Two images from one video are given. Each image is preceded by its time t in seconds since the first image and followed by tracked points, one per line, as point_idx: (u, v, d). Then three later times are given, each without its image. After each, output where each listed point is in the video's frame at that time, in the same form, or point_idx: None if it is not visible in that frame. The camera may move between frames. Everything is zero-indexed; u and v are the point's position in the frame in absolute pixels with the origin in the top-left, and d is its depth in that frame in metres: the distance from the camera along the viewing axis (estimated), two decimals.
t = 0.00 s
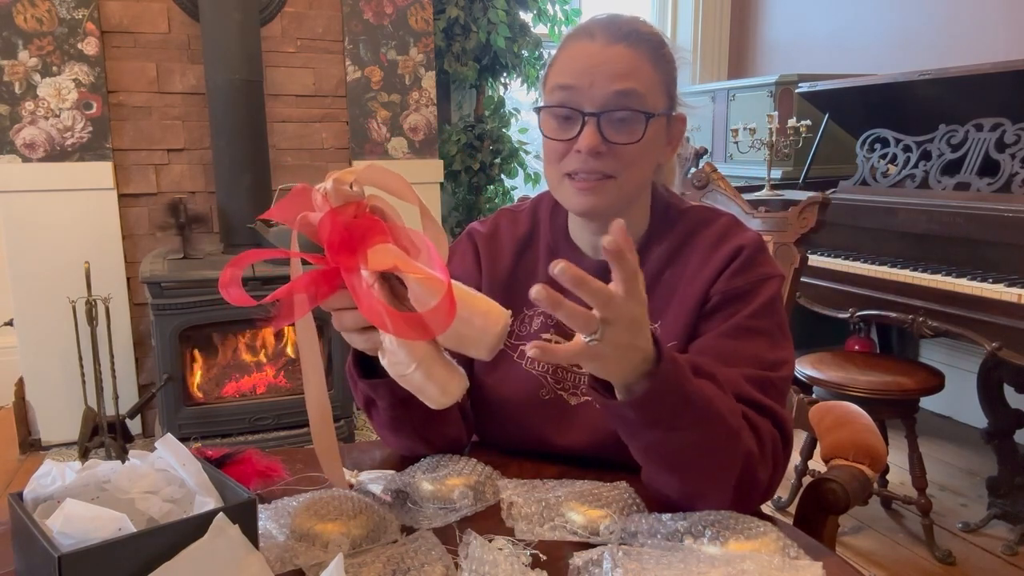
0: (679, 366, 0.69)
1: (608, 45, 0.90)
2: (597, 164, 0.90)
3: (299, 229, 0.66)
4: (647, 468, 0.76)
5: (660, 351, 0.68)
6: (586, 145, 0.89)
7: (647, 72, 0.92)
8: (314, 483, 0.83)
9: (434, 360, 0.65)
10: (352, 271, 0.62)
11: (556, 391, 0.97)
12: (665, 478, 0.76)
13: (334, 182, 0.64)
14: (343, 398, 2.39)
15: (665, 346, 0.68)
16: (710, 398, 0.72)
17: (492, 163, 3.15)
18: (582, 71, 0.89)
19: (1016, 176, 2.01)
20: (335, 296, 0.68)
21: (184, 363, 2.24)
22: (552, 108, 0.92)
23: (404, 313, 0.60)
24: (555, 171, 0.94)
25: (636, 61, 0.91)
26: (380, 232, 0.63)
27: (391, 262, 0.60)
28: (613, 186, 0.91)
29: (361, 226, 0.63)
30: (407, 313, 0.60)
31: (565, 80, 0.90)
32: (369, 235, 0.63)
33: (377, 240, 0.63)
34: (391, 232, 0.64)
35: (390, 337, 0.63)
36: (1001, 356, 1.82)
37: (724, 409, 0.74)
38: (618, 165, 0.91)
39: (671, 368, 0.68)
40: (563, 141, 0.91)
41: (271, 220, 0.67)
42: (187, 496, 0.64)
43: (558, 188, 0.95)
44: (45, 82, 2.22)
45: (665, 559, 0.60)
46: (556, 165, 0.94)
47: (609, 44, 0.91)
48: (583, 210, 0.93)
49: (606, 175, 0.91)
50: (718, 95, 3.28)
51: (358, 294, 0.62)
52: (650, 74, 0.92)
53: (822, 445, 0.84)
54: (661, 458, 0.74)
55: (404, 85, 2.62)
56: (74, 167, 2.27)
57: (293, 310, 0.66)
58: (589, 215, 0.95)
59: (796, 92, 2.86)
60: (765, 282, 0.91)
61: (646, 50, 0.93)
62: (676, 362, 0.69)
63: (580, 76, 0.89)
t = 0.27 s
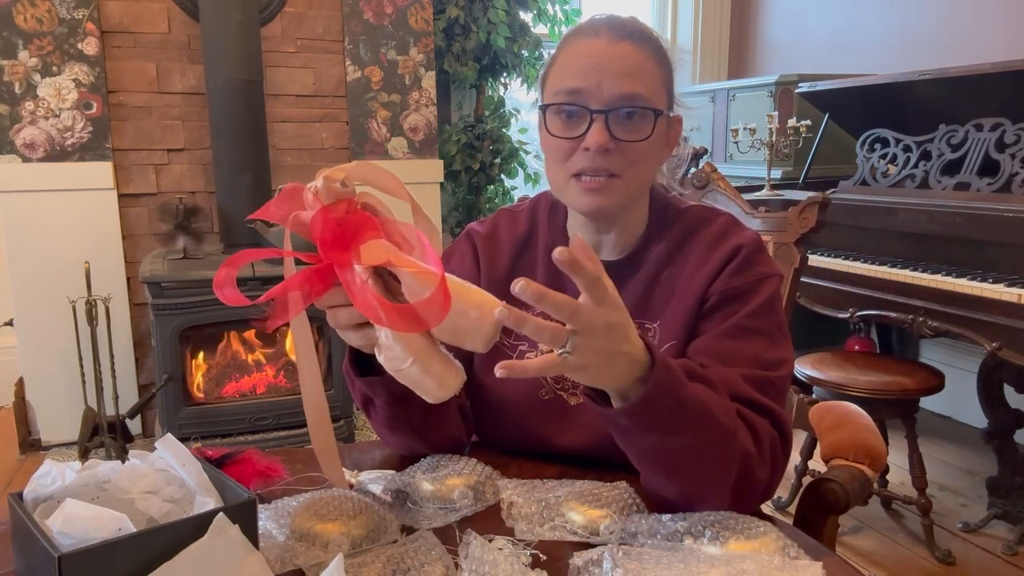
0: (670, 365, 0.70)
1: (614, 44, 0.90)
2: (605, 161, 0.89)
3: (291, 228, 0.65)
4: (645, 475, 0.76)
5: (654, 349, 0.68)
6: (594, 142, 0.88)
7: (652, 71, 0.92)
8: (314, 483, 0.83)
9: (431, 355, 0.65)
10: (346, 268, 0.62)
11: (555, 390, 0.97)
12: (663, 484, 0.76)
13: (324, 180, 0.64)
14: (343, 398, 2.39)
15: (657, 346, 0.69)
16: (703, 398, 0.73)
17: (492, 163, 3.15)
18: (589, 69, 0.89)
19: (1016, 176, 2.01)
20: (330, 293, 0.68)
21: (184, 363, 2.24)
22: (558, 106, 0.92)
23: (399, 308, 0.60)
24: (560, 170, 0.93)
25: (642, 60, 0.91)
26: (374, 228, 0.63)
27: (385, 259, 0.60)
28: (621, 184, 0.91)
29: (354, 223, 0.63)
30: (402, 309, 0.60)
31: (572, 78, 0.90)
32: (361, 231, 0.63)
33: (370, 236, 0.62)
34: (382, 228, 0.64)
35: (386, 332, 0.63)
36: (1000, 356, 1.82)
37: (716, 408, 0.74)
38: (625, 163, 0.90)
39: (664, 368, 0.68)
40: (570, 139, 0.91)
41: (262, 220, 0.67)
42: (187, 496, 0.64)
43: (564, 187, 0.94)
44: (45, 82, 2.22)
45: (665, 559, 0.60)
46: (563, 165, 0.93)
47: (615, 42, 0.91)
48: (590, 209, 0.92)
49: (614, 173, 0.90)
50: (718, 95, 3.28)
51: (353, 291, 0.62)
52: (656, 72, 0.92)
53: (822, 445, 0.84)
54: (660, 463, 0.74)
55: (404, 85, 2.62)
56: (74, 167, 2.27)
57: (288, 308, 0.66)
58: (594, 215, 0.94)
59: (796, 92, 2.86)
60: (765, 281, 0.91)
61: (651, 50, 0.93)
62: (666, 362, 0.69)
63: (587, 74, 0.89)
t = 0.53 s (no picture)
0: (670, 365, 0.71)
1: (601, 45, 0.90)
2: (594, 162, 0.90)
3: (284, 237, 0.65)
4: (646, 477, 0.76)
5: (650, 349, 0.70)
6: (582, 144, 0.89)
7: (641, 70, 0.92)
8: (315, 483, 0.83)
9: (440, 353, 0.63)
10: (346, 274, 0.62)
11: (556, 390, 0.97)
12: (665, 485, 0.76)
13: (315, 187, 0.63)
14: (343, 398, 2.39)
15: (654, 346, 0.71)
16: (703, 397, 0.73)
17: (492, 163, 3.15)
18: (577, 71, 0.89)
19: (1016, 176, 2.01)
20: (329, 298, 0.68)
21: (184, 363, 2.24)
22: (547, 108, 0.92)
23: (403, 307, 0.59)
24: (552, 172, 0.94)
25: (630, 59, 0.91)
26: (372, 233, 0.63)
27: (387, 261, 0.60)
28: (611, 185, 0.92)
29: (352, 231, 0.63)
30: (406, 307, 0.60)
31: (559, 80, 0.90)
32: (359, 236, 0.63)
33: (368, 240, 0.62)
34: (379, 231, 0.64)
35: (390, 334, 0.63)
36: (1001, 356, 1.83)
37: (717, 407, 0.75)
38: (614, 163, 0.91)
39: (665, 368, 0.70)
40: (559, 141, 0.91)
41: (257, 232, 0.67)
42: (187, 496, 0.64)
43: (556, 188, 0.94)
44: (45, 82, 2.22)
45: (665, 559, 0.60)
46: (554, 167, 0.93)
47: (603, 43, 0.91)
48: (583, 210, 0.93)
49: (603, 174, 0.91)
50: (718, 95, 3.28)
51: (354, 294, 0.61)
52: (645, 72, 0.92)
53: (822, 445, 0.84)
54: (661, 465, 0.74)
55: (404, 85, 2.62)
56: (74, 167, 2.27)
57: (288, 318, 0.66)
58: (587, 215, 0.94)
59: (796, 92, 2.86)
60: (765, 282, 0.91)
61: (641, 49, 0.93)
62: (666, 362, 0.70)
63: (575, 76, 0.89)
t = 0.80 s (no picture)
0: (637, 367, 0.71)
1: (596, 41, 0.91)
2: (585, 157, 0.90)
3: (285, 238, 0.65)
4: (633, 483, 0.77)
5: (617, 355, 0.71)
6: (573, 139, 0.89)
7: (636, 66, 0.92)
8: (315, 483, 0.83)
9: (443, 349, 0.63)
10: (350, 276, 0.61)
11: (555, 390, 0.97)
12: (653, 490, 0.76)
13: (316, 189, 0.64)
14: (343, 398, 2.39)
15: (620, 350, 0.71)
16: (675, 400, 0.73)
17: (492, 163, 3.15)
18: (570, 67, 0.90)
19: (1016, 176, 2.01)
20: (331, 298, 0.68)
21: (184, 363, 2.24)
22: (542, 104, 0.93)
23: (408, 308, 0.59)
24: (546, 168, 0.94)
25: (624, 56, 0.91)
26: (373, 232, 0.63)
27: (390, 263, 0.59)
28: (602, 181, 0.92)
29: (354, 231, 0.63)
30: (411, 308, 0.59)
31: (554, 76, 0.91)
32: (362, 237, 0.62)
33: (370, 241, 0.62)
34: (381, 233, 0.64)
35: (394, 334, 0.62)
36: (1001, 356, 1.83)
37: (692, 409, 0.75)
38: (605, 159, 0.91)
39: (631, 369, 0.70)
40: (551, 137, 0.92)
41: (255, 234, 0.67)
42: (187, 496, 0.64)
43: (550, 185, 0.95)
44: (45, 82, 2.22)
45: (665, 559, 0.60)
46: (548, 162, 0.94)
47: (598, 39, 0.91)
48: (574, 207, 0.93)
49: (595, 170, 0.91)
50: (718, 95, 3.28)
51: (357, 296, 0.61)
52: (639, 68, 0.92)
53: (822, 445, 0.84)
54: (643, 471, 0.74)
55: (404, 85, 2.62)
56: (74, 167, 2.27)
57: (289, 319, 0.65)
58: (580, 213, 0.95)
59: (796, 92, 2.86)
60: (764, 281, 0.91)
61: (638, 45, 0.93)
62: (633, 365, 0.71)
63: (569, 72, 0.90)
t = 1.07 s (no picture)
0: (632, 366, 0.71)
1: (620, 37, 0.92)
2: (605, 150, 0.91)
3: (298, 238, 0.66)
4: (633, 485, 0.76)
5: (615, 353, 0.70)
6: (594, 131, 0.90)
7: (657, 63, 0.93)
8: (315, 483, 0.83)
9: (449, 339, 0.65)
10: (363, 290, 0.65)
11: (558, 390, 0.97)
12: (652, 491, 0.76)
13: (324, 199, 0.63)
14: (343, 398, 2.39)
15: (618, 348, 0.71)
16: (671, 400, 0.73)
17: (492, 163, 3.15)
18: (593, 60, 0.91)
19: (1016, 176, 2.01)
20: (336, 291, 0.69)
21: (184, 363, 2.24)
22: (561, 97, 0.94)
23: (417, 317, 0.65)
24: (562, 160, 0.95)
25: (646, 53, 0.92)
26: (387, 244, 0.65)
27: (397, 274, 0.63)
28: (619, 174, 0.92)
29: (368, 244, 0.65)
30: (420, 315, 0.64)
31: (576, 69, 0.92)
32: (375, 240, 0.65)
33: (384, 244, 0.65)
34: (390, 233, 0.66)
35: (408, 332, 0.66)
36: (1001, 356, 1.83)
37: (688, 409, 0.75)
38: (625, 153, 0.91)
39: (626, 368, 0.70)
40: (570, 128, 0.93)
41: (266, 233, 0.67)
42: (187, 496, 0.64)
43: (565, 176, 0.95)
44: (45, 82, 2.22)
45: (665, 558, 0.61)
46: (564, 154, 0.94)
47: (620, 35, 0.92)
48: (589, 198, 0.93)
49: (614, 162, 0.91)
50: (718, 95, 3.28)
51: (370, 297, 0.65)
52: (660, 65, 0.93)
53: (822, 445, 0.84)
54: (641, 471, 0.74)
55: (404, 85, 2.62)
56: (74, 167, 2.27)
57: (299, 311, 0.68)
58: (594, 206, 0.94)
59: (796, 92, 2.86)
60: (769, 282, 0.91)
61: (659, 43, 0.94)
62: (629, 364, 0.71)
63: (591, 65, 0.91)
